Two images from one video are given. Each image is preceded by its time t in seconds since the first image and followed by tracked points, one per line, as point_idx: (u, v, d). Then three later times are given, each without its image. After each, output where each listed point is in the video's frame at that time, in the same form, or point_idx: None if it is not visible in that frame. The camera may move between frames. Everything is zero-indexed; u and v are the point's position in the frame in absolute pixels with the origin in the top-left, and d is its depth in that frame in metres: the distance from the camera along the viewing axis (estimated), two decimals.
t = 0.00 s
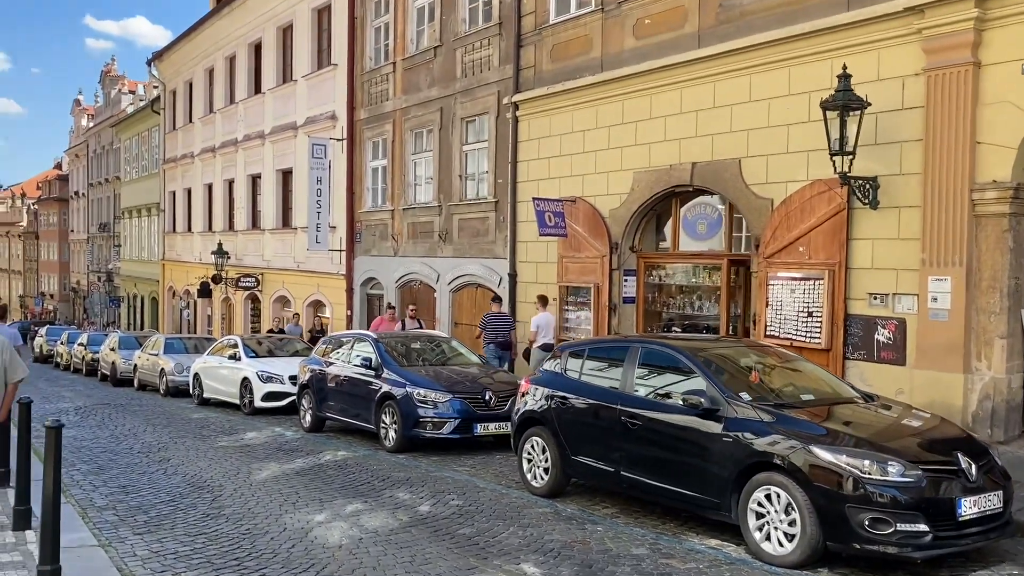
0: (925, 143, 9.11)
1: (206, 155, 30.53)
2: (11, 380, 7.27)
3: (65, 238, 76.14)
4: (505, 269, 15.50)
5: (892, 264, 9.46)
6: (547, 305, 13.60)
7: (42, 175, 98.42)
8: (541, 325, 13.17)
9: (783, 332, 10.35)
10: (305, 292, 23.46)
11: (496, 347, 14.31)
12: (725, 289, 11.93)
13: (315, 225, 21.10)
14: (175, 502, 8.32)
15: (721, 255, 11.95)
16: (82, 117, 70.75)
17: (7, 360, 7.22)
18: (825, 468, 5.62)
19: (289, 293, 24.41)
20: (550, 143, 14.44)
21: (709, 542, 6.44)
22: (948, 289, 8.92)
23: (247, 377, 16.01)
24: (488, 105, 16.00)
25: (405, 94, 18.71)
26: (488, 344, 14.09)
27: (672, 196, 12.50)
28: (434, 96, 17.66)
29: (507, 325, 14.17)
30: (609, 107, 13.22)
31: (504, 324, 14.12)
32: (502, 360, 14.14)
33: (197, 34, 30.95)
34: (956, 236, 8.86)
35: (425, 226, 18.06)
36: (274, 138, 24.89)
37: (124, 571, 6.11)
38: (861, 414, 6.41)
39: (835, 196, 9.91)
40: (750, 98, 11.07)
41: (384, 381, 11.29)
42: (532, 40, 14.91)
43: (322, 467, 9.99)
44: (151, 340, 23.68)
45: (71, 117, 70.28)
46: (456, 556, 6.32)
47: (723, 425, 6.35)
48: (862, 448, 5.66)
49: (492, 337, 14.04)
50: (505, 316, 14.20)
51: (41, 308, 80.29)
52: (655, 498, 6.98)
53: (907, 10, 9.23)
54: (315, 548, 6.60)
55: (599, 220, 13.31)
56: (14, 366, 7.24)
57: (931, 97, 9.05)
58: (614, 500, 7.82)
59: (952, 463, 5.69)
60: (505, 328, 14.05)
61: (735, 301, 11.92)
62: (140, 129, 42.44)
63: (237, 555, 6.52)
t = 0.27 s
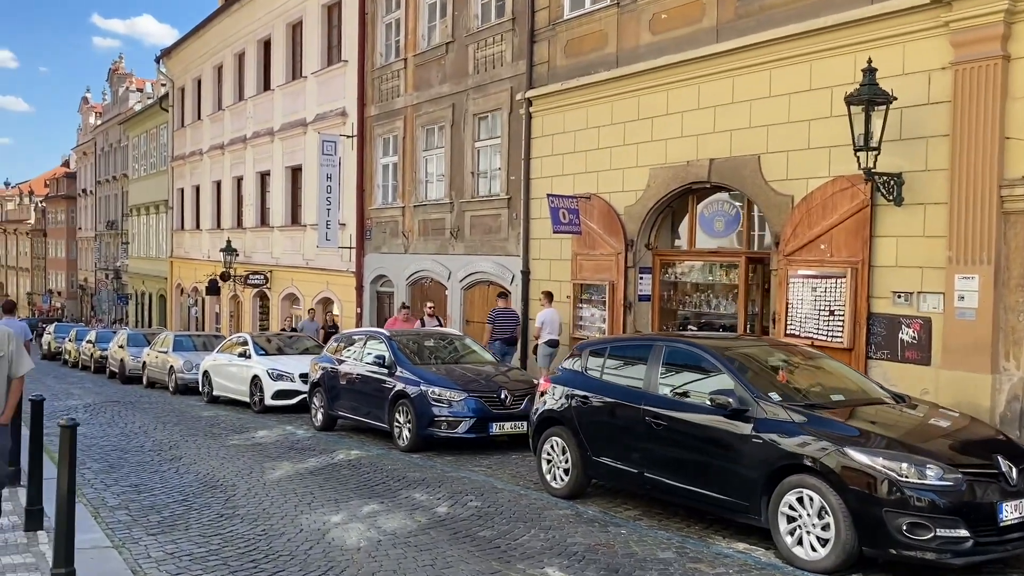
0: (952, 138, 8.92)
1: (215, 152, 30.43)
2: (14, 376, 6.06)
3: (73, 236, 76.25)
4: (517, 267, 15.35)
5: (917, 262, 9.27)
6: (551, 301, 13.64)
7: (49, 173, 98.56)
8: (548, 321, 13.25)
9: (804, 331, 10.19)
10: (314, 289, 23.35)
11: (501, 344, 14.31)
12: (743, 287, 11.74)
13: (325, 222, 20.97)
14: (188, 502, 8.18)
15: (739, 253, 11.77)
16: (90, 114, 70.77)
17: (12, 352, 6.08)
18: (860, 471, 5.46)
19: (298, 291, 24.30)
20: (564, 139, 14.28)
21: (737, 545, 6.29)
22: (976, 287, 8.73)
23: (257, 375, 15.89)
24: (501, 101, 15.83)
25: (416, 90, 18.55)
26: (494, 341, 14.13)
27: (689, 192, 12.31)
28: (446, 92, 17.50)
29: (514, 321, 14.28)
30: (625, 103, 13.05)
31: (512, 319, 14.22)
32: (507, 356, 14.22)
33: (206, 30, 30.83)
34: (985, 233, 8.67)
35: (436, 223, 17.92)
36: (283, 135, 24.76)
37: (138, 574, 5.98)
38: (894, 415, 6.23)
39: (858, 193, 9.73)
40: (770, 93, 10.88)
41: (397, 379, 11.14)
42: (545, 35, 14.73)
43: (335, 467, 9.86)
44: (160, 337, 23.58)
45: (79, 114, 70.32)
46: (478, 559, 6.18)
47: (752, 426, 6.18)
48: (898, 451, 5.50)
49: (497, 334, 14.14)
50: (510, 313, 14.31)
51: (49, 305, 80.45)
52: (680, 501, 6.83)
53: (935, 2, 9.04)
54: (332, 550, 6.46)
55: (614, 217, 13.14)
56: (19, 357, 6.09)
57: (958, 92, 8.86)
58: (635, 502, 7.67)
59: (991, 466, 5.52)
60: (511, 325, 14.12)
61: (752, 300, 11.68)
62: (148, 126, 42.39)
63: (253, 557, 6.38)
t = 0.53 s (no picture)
0: (977, 134, 8.75)
1: (220, 150, 30.30)
2: (29, 374, 5.96)
3: (77, 234, 76.20)
4: (527, 265, 15.20)
5: (940, 261, 9.11)
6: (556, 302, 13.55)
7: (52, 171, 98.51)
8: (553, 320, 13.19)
9: (822, 330, 10.04)
10: (320, 287, 23.21)
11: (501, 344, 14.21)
12: (759, 285, 11.58)
13: (331, 220, 20.83)
14: (199, 503, 8.04)
15: (755, 251, 11.63)
16: (94, 112, 70.68)
17: (29, 351, 5.97)
18: (894, 475, 5.30)
19: (304, 289, 24.17)
20: (576, 136, 14.12)
21: (763, 550, 6.14)
22: (1001, 286, 8.57)
23: (264, 374, 15.75)
24: (510, 98, 15.68)
25: (424, 87, 18.40)
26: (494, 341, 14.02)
27: (703, 189, 12.16)
28: (454, 88, 17.35)
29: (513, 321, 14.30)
30: (638, 99, 12.89)
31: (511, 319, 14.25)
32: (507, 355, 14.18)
33: (211, 27, 30.70)
34: (1010, 231, 8.50)
35: (444, 221, 17.77)
36: (289, 132, 24.63)
37: None
38: (925, 417, 6.07)
39: (879, 189, 9.56)
40: (787, 89, 10.72)
41: (408, 379, 11.00)
42: (556, 30, 14.58)
43: (346, 467, 9.71)
44: (165, 335, 23.45)
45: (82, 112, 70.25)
46: (498, 563, 6.03)
47: (780, 428, 6.02)
48: (933, 453, 5.34)
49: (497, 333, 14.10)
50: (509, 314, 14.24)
51: (52, 303, 80.41)
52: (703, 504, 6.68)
53: None
54: (348, 554, 6.32)
55: (626, 215, 12.98)
56: (35, 356, 5.97)
57: (983, 86, 8.69)
58: (655, 505, 7.52)
59: None
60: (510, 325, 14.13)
61: (768, 298, 11.55)
62: (152, 123, 42.28)
63: (268, 560, 6.23)
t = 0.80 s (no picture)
0: (995, 125, 8.58)
1: (219, 144, 30.09)
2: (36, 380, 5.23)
3: (75, 230, 75.93)
4: (531, 260, 15.02)
5: (956, 255, 8.95)
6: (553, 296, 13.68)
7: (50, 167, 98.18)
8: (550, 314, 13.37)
9: (835, 325, 9.87)
10: (320, 283, 23.03)
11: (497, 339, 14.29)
12: (768, 280, 11.42)
13: (332, 215, 20.64)
14: (201, 502, 7.86)
15: (765, 245, 11.47)
16: (91, 108, 70.36)
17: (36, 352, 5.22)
18: (922, 474, 5.13)
19: (304, 285, 23.98)
20: (582, 129, 13.94)
21: (783, 550, 5.97)
22: (1019, 280, 8.40)
23: (265, 370, 15.58)
24: (514, 91, 15.49)
25: (426, 80, 18.21)
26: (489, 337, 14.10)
27: (712, 182, 11.98)
28: (457, 82, 17.15)
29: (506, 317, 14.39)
30: (646, 91, 12.71)
31: (504, 314, 14.36)
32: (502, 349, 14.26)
33: (210, 21, 30.47)
34: None
35: (447, 216, 17.59)
36: (289, 126, 24.42)
37: None
38: (950, 414, 5.90)
39: (893, 182, 9.39)
40: (799, 80, 10.54)
41: (413, 375, 10.83)
42: (562, 22, 14.38)
43: (351, 464, 9.54)
44: (164, 331, 23.25)
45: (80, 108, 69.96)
46: (511, 564, 5.86)
47: (801, 425, 5.86)
48: (962, 451, 5.16)
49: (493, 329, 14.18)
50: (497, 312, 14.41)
51: (50, 299, 80.16)
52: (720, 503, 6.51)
53: None
54: (356, 554, 6.14)
55: (633, 209, 12.80)
56: (43, 359, 5.23)
57: (1002, 76, 8.52)
58: (668, 503, 7.36)
59: None
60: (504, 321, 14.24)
61: (778, 293, 11.38)
62: (151, 118, 42.03)
63: (274, 561, 6.05)
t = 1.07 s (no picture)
0: (1010, 120, 8.43)
1: (214, 141, 29.84)
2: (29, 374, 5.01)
3: (69, 228, 75.51)
4: (533, 257, 14.85)
5: (969, 251, 8.80)
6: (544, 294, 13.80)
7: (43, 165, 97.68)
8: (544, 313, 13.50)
9: (845, 324, 9.72)
10: (318, 281, 22.82)
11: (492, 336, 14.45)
12: (776, 277, 11.27)
13: (330, 212, 20.43)
14: (201, 505, 7.67)
15: (772, 242, 11.31)
16: (85, 105, 69.91)
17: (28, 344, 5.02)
18: (950, 477, 4.96)
19: (301, 282, 23.77)
20: (584, 124, 13.76)
21: (802, 555, 5.81)
22: None
23: (263, 369, 15.38)
24: (515, 86, 15.30)
25: (425, 75, 18.01)
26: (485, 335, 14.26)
27: (718, 178, 11.81)
28: (457, 77, 16.96)
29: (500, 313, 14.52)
30: (650, 86, 12.54)
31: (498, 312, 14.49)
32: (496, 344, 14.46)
33: (206, 17, 30.20)
34: None
35: (447, 213, 17.40)
36: (286, 123, 24.20)
37: None
38: (973, 414, 5.74)
39: (904, 177, 9.24)
40: (808, 74, 10.37)
41: (415, 374, 10.64)
42: (564, 16, 14.19)
43: (353, 465, 9.36)
44: (160, 330, 23.01)
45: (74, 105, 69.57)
46: (522, 570, 5.69)
47: (822, 427, 5.70)
48: (990, 453, 4.99)
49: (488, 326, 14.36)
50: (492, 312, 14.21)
51: (44, 297, 79.73)
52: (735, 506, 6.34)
53: None
54: (363, 560, 5.96)
55: (637, 205, 12.64)
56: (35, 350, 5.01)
57: (1017, 70, 8.36)
58: (680, 506, 7.20)
59: None
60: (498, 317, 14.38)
61: (785, 291, 11.25)
62: (146, 115, 41.73)
63: (277, 567, 5.87)
